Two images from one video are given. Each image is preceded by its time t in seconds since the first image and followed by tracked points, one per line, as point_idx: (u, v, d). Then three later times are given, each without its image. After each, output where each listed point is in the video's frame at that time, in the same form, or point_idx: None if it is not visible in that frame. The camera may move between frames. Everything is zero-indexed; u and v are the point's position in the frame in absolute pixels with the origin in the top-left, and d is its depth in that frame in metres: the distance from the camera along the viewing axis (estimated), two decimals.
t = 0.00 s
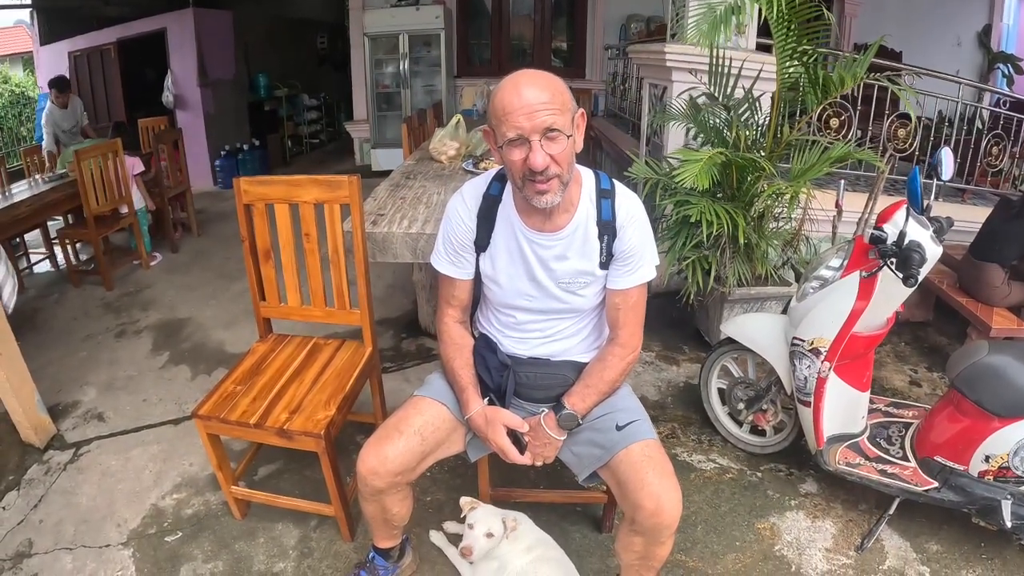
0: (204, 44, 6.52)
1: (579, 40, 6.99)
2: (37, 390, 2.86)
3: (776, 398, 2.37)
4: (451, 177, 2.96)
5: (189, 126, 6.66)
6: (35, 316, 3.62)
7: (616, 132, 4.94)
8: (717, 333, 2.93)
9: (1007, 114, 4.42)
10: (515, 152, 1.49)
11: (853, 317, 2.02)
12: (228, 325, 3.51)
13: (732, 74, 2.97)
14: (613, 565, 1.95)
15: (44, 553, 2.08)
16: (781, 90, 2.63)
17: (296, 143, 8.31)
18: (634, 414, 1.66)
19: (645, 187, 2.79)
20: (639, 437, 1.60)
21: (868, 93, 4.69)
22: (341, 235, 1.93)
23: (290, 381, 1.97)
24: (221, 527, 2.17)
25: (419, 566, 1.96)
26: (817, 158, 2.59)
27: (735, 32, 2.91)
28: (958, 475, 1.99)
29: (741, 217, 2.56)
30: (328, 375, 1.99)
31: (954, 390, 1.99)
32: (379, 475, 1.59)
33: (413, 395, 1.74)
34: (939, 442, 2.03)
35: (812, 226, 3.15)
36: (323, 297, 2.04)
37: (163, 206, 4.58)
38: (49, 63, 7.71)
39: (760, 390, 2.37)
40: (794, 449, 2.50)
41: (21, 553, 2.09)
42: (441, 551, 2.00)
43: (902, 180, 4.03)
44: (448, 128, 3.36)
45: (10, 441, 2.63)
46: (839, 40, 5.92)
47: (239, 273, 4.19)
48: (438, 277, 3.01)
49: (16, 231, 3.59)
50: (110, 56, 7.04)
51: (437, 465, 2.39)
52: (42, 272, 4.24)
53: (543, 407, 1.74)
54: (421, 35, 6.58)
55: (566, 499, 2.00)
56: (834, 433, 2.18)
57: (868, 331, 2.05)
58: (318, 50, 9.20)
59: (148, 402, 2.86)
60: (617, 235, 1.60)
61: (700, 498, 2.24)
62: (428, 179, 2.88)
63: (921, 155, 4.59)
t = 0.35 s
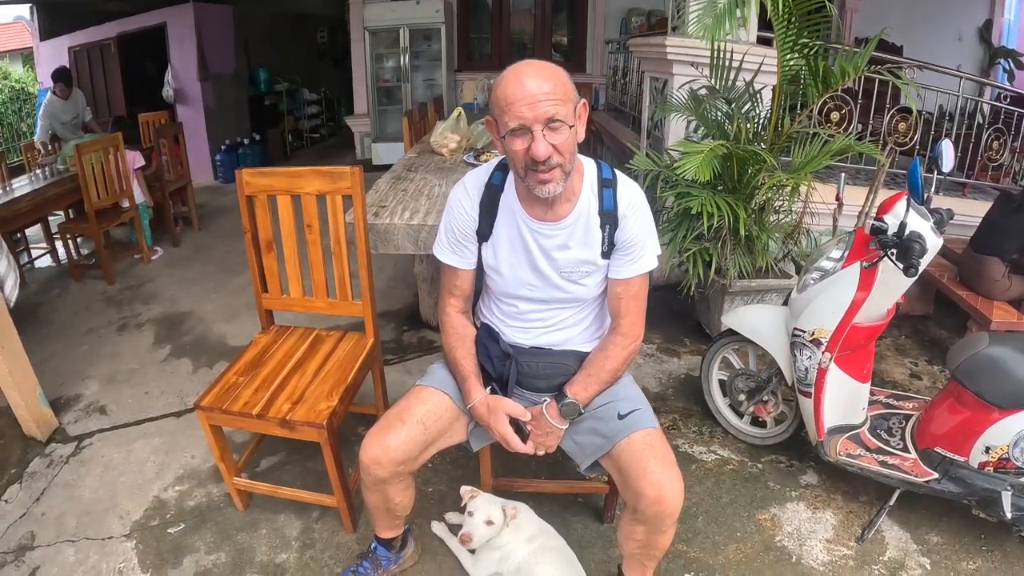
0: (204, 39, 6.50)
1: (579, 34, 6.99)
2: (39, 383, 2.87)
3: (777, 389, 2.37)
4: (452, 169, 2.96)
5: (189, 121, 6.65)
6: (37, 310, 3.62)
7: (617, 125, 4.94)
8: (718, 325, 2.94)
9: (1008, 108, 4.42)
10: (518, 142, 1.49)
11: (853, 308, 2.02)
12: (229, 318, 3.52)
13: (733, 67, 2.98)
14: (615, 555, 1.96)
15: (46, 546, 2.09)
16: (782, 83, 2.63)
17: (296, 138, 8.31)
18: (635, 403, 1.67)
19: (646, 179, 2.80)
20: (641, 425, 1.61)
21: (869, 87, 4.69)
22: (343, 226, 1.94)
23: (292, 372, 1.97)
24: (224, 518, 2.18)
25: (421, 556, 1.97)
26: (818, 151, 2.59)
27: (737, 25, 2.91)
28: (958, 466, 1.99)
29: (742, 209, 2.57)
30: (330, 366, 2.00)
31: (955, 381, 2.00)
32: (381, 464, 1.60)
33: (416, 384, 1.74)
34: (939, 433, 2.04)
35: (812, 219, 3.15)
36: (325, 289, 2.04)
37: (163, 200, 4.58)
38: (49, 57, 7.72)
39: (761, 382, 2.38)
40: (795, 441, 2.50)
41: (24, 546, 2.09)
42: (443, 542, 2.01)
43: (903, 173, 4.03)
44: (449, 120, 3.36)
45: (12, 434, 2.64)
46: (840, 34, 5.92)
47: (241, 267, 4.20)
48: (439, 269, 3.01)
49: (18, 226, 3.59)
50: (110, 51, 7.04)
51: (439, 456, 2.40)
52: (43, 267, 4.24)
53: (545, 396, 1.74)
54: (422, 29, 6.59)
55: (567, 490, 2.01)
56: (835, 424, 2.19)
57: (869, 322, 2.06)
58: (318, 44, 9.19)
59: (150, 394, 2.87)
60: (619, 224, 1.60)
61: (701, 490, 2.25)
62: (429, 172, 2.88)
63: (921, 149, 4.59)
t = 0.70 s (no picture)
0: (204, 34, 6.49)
1: (579, 29, 6.99)
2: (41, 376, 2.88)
3: (777, 379, 2.38)
4: (453, 161, 2.97)
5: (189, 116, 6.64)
6: (38, 305, 3.63)
7: (617, 119, 4.95)
8: (718, 316, 2.95)
9: (1008, 102, 4.42)
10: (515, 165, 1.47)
11: (853, 297, 2.03)
12: (230, 312, 3.53)
13: (733, 60, 2.98)
14: (616, 544, 1.97)
15: (49, 537, 2.10)
16: (782, 75, 2.63)
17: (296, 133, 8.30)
18: (636, 389, 1.68)
19: (646, 171, 2.81)
20: (642, 411, 1.62)
21: (869, 80, 4.69)
22: (345, 216, 1.95)
23: (295, 361, 1.98)
24: (226, 509, 2.18)
25: (423, 545, 1.99)
26: (817, 143, 2.60)
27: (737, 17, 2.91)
28: (958, 456, 2.00)
29: (742, 200, 2.58)
30: (332, 355, 2.00)
31: (954, 371, 2.01)
32: (384, 450, 1.60)
33: (418, 371, 1.75)
34: (938, 423, 2.05)
35: (812, 212, 3.16)
36: (327, 279, 2.05)
37: (164, 194, 4.58)
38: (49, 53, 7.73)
39: (761, 371, 2.39)
40: (795, 431, 2.51)
41: (26, 537, 2.10)
42: (444, 531, 2.03)
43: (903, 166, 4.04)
44: (450, 114, 3.36)
45: (15, 426, 2.65)
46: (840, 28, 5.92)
47: (242, 261, 4.20)
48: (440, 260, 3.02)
49: (20, 220, 3.60)
50: (110, 46, 7.03)
51: (440, 446, 2.41)
52: (44, 261, 4.24)
53: (546, 382, 1.75)
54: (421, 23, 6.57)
55: (569, 478, 2.02)
56: (834, 413, 2.20)
57: (868, 311, 2.07)
58: (318, 39, 9.18)
59: (152, 386, 2.88)
60: (619, 212, 1.60)
61: (701, 479, 2.26)
62: (430, 164, 2.88)
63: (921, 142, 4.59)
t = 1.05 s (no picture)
0: (203, 30, 6.48)
1: (579, 23, 6.99)
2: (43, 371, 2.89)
3: (777, 372, 2.39)
4: (454, 155, 2.97)
5: (189, 111, 6.63)
6: (39, 300, 3.64)
7: (617, 114, 4.95)
8: (718, 310, 2.95)
9: (1008, 97, 4.42)
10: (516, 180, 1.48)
11: (852, 291, 2.04)
12: (231, 306, 3.53)
13: (732, 55, 2.98)
14: (617, 536, 1.98)
15: (51, 532, 2.10)
16: (782, 70, 2.62)
17: (296, 127, 8.29)
18: (637, 381, 1.69)
19: (646, 164, 2.82)
20: (644, 404, 1.63)
21: (869, 75, 4.69)
22: (346, 210, 1.95)
23: (296, 355, 1.99)
24: (228, 502, 2.19)
25: (425, 538, 2.00)
26: (817, 137, 2.60)
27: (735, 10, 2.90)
28: (957, 449, 2.01)
29: (742, 194, 2.58)
30: (333, 349, 2.01)
31: (954, 365, 2.01)
32: (385, 443, 1.61)
33: (419, 364, 1.76)
34: (937, 417, 2.06)
35: (811, 206, 3.16)
36: (329, 273, 2.06)
37: (164, 189, 4.58)
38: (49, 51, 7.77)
39: (761, 365, 2.40)
40: (795, 424, 2.52)
41: (29, 532, 2.11)
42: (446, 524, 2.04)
43: (903, 161, 4.04)
44: (450, 108, 3.36)
45: (17, 421, 2.66)
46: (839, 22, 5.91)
47: (242, 256, 4.20)
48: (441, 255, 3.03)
49: (20, 216, 3.60)
50: (109, 42, 7.05)
51: (441, 439, 2.42)
52: (44, 257, 4.25)
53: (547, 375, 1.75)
54: (421, 17, 6.60)
55: (570, 471, 2.03)
56: (834, 407, 2.21)
57: (869, 304, 2.07)
58: (317, 34, 9.16)
59: (153, 381, 2.89)
60: (622, 209, 1.60)
61: (701, 472, 2.27)
62: (431, 158, 2.89)
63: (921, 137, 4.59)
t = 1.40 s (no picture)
0: (202, 27, 6.48)
1: (579, 18, 6.98)
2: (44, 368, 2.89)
3: (776, 367, 2.40)
4: (454, 151, 2.97)
5: (188, 107, 6.62)
6: (39, 297, 3.64)
7: (616, 109, 4.95)
8: (718, 305, 2.96)
9: (1008, 93, 4.42)
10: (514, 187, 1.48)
11: (852, 286, 2.04)
12: (231, 302, 3.53)
13: (732, 50, 2.97)
14: (617, 530, 1.99)
15: (53, 529, 2.11)
16: (782, 65, 2.62)
17: (296, 123, 8.29)
18: (636, 376, 1.69)
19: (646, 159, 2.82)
20: (643, 399, 1.63)
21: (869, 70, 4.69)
22: (347, 206, 1.96)
23: (297, 350, 2.00)
24: (230, 498, 2.20)
25: (425, 533, 2.00)
26: (817, 132, 2.60)
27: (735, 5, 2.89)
28: (956, 445, 2.01)
29: (742, 189, 2.59)
30: (334, 344, 2.02)
31: (953, 361, 2.02)
32: (387, 437, 1.61)
33: (420, 358, 1.76)
34: (936, 413, 2.06)
35: (811, 202, 3.17)
36: (329, 269, 2.06)
37: (164, 185, 4.58)
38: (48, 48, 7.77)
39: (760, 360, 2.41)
40: (794, 420, 2.52)
41: (30, 529, 2.11)
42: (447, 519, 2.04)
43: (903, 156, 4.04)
44: (450, 103, 3.35)
45: (18, 417, 2.66)
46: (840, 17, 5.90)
47: (242, 252, 4.20)
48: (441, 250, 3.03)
49: (20, 212, 3.60)
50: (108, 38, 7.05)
51: (442, 434, 2.42)
52: (45, 254, 4.25)
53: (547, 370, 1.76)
54: (421, 12, 6.58)
55: (570, 465, 2.04)
56: (834, 402, 2.22)
57: (868, 300, 2.07)
58: (316, 29, 9.15)
59: (154, 377, 2.89)
60: (622, 208, 1.60)
61: (701, 467, 2.28)
62: (431, 154, 2.89)
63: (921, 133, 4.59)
